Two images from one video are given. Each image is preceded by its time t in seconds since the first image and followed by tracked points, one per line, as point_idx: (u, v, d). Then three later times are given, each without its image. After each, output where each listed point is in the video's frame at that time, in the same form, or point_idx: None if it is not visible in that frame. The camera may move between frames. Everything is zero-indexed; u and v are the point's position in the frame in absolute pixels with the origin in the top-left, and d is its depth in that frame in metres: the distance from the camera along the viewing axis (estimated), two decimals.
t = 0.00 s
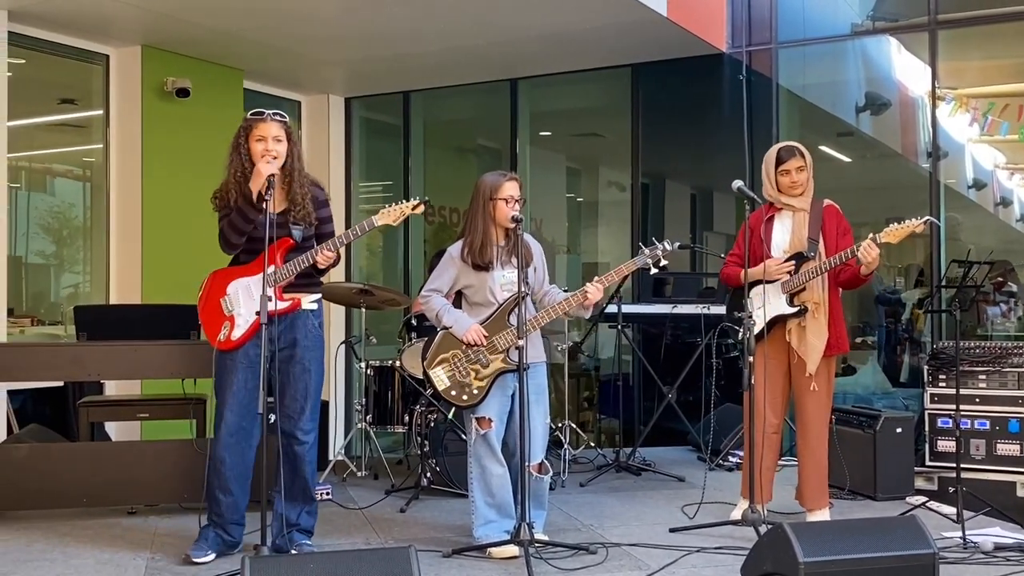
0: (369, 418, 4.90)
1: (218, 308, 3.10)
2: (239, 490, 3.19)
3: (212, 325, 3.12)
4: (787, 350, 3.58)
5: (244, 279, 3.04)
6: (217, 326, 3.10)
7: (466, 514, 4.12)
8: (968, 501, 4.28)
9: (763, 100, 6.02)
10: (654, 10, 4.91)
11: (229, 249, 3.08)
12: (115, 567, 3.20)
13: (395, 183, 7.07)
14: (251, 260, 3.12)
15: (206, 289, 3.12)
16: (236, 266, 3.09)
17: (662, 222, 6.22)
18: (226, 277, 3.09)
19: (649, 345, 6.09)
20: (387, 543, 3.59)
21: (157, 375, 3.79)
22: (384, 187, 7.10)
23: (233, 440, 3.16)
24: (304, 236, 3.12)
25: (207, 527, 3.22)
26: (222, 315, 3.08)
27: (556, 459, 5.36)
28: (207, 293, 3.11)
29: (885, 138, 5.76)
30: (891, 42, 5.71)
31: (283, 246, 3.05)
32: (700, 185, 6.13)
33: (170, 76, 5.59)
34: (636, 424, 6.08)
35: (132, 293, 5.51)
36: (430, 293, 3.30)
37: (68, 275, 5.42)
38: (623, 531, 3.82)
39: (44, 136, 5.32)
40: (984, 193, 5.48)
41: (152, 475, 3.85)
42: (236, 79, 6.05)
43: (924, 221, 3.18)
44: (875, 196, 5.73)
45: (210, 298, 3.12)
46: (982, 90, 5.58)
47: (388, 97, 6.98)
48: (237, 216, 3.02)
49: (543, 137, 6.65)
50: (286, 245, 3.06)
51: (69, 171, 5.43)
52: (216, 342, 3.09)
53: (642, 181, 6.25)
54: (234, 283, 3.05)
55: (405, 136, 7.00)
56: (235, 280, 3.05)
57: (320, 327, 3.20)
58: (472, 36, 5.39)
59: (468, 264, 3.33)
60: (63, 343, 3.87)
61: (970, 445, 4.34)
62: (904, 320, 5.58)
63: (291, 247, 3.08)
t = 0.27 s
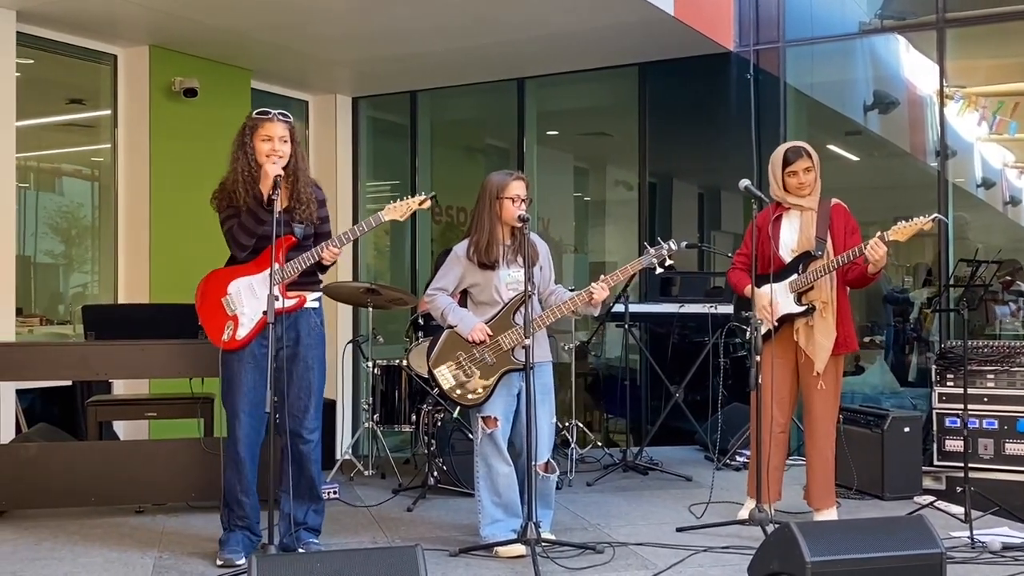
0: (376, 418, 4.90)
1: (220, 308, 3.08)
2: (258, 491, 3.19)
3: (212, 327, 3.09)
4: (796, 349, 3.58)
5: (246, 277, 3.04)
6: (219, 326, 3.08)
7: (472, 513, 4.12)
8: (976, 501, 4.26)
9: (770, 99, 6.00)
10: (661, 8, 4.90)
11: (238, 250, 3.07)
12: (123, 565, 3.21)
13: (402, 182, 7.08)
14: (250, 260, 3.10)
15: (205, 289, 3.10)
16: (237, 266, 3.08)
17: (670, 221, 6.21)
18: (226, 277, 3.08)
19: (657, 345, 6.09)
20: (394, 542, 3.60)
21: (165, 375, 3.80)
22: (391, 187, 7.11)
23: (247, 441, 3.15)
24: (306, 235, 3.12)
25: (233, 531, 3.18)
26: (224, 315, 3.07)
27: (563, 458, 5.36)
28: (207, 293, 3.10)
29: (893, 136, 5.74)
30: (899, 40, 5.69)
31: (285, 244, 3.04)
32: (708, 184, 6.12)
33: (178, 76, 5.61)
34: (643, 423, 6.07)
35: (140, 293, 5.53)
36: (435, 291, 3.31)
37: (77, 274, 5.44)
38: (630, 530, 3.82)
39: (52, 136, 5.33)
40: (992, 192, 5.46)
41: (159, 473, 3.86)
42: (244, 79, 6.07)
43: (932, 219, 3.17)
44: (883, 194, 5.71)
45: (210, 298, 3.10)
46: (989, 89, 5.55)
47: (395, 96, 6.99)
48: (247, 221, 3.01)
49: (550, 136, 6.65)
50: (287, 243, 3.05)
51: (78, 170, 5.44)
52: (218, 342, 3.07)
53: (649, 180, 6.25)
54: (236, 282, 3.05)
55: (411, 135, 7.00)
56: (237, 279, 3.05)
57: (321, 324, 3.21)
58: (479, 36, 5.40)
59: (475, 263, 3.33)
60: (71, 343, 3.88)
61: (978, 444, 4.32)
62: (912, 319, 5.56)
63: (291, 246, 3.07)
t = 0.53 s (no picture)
0: (379, 416, 4.90)
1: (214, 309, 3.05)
2: (259, 488, 3.20)
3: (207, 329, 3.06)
4: (799, 348, 3.57)
5: (241, 277, 3.04)
6: (217, 328, 3.05)
7: (476, 512, 4.13)
8: (980, 500, 4.25)
9: (774, 97, 5.99)
10: (664, 7, 4.89)
11: (238, 247, 3.07)
12: (126, 563, 3.22)
13: (405, 181, 7.08)
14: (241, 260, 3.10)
15: (197, 291, 3.06)
16: (230, 266, 3.07)
17: (674, 220, 6.21)
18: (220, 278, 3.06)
19: (660, 343, 6.08)
20: (397, 540, 3.60)
21: (168, 373, 3.81)
22: (394, 185, 7.11)
23: (246, 439, 3.16)
24: (295, 234, 3.17)
25: (236, 529, 3.18)
26: (221, 316, 3.05)
27: (566, 457, 5.36)
28: (199, 295, 3.06)
29: (898, 135, 5.73)
30: (903, 39, 5.67)
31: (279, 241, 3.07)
32: (712, 183, 6.11)
33: (182, 74, 5.62)
34: (647, 422, 6.08)
35: (144, 292, 5.55)
36: (438, 289, 3.32)
37: (81, 273, 5.46)
38: (632, 529, 3.82)
39: (57, 135, 5.35)
40: (997, 190, 5.44)
41: (163, 471, 3.88)
42: (248, 79, 6.08)
43: (937, 218, 3.16)
44: (887, 193, 5.70)
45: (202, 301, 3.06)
46: (996, 87, 5.55)
47: (399, 95, 6.99)
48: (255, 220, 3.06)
49: (554, 135, 6.64)
50: (282, 240, 3.09)
51: (82, 169, 5.46)
52: (220, 344, 3.05)
53: (653, 178, 6.24)
54: (231, 282, 3.04)
55: (415, 134, 7.00)
56: (231, 279, 3.04)
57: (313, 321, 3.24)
58: (482, 35, 5.40)
59: (478, 261, 3.33)
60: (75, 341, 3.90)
61: (982, 444, 4.31)
62: (916, 318, 5.55)
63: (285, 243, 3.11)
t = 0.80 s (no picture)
0: (381, 414, 4.91)
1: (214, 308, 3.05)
2: (258, 484, 3.21)
3: (207, 328, 3.05)
4: (801, 345, 3.57)
5: (241, 275, 3.04)
6: (218, 327, 3.05)
7: (478, 509, 4.13)
8: (983, 498, 4.25)
9: (777, 95, 5.99)
10: (667, 4, 4.89)
11: (240, 244, 3.07)
12: (128, 560, 3.23)
13: (407, 179, 7.08)
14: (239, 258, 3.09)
15: (196, 289, 3.04)
16: (229, 264, 3.06)
17: (676, 218, 6.20)
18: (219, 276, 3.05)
19: (662, 341, 6.08)
20: (398, 537, 3.61)
21: (169, 371, 3.82)
22: (396, 183, 7.11)
23: (247, 436, 3.17)
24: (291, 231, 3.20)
25: (238, 526, 3.19)
26: (222, 315, 3.04)
27: (568, 455, 5.36)
28: (199, 293, 3.04)
29: (901, 133, 5.71)
30: (906, 37, 5.67)
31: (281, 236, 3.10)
32: (714, 181, 6.11)
33: (184, 72, 5.61)
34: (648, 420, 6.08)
35: (145, 289, 5.55)
36: (439, 286, 3.32)
37: (84, 271, 5.47)
38: (634, 527, 3.82)
39: (60, 132, 5.37)
40: (1000, 189, 5.44)
41: (165, 469, 3.88)
42: (251, 77, 6.08)
43: (938, 214, 3.15)
44: (890, 191, 5.69)
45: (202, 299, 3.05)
46: (999, 86, 5.62)
47: (401, 93, 6.99)
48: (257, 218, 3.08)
49: (556, 133, 6.64)
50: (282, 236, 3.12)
51: (85, 166, 5.48)
52: (223, 344, 3.04)
53: (656, 177, 6.24)
54: (231, 281, 3.03)
55: (417, 132, 7.01)
56: (231, 278, 3.03)
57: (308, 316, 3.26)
58: (484, 32, 5.41)
59: (480, 258, 3.33)
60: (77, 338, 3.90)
61: (984, 441, 4.31)
62: (918, 317, 5.54)
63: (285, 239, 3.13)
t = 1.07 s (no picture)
0: (381, 411, 4.92)
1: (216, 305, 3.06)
2: (259, 481, 3.21)
3: (209, 326, 3.05)
4: (801, 341, 3.58)
5: (243, 273, 3.05)
6: (219, 325, 3.05)
7: (478, 506, 4.13)
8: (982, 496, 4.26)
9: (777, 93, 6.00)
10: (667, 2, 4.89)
11: (241, 241, 3.06)
12: (128, 556, 3.23)
13: (408, 176, 7.08)
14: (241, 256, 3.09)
15: (196, 287, 3.03)
16: (230, 262, 3.06)
17: (676, 216, 6.20)
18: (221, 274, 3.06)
19: (662, 339, 6.08)
20: (399, 534, 3.61)
21: (169, 367, 3.82)
22: (396, 180, 7.11)
23: (247, 433, 3.17)
24: (293, 228, 3.19)
25: (238, 522, 3.19)
26: (224, 313, 3.04)
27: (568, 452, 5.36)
28: (200, 291, 3.04)
29: (901, 130, 5.70)
30: (906, 35, 5.67)
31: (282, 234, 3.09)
32: (714, 178, 6.11)
33: (184, 69, 5.61)
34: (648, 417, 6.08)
35: (146, 286, 5.55)
36: (439, 283, 3.31)
37: (84, 267, 5.47)
38: (634, 524, 3.82)
39: (60, 129, 5.35)
40: (1000, 187, 5.44)
41: (165, 465, 3.88)
42: (251, 73, 6.07)
43: (938, 213, 3.14)
44: (891, 189, 5.69)
45: (203, 297, 3.05)
46: (1000, 83, 5.54)
47: (401, 90, 6.99)
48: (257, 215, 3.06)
49: (556, 130, 6.63)
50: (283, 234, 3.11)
51: (85, 163, 5.47)
52: (224, 342, 3.04)
53: (656, 174, 6.24)
54: (233, 278, 3.04)
55: (418, 129, 7.00)
56: (233, 275, 3.05)
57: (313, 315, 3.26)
58: (485, 30, 5.41)
59: (480, 256, 3.33)
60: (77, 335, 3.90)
61: (984, 439, 4.31)
62: (918, 315, 5.55)
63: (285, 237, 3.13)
